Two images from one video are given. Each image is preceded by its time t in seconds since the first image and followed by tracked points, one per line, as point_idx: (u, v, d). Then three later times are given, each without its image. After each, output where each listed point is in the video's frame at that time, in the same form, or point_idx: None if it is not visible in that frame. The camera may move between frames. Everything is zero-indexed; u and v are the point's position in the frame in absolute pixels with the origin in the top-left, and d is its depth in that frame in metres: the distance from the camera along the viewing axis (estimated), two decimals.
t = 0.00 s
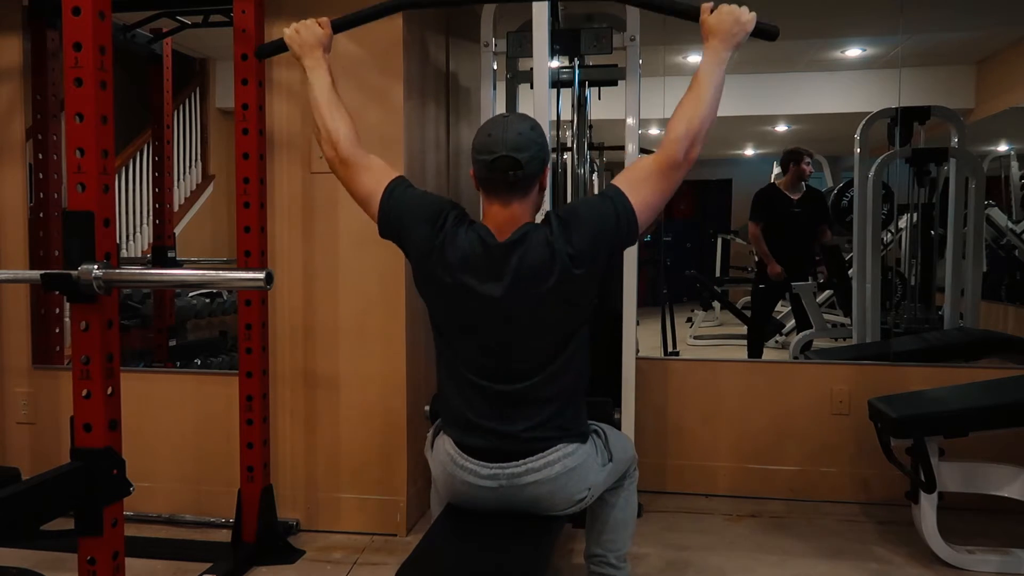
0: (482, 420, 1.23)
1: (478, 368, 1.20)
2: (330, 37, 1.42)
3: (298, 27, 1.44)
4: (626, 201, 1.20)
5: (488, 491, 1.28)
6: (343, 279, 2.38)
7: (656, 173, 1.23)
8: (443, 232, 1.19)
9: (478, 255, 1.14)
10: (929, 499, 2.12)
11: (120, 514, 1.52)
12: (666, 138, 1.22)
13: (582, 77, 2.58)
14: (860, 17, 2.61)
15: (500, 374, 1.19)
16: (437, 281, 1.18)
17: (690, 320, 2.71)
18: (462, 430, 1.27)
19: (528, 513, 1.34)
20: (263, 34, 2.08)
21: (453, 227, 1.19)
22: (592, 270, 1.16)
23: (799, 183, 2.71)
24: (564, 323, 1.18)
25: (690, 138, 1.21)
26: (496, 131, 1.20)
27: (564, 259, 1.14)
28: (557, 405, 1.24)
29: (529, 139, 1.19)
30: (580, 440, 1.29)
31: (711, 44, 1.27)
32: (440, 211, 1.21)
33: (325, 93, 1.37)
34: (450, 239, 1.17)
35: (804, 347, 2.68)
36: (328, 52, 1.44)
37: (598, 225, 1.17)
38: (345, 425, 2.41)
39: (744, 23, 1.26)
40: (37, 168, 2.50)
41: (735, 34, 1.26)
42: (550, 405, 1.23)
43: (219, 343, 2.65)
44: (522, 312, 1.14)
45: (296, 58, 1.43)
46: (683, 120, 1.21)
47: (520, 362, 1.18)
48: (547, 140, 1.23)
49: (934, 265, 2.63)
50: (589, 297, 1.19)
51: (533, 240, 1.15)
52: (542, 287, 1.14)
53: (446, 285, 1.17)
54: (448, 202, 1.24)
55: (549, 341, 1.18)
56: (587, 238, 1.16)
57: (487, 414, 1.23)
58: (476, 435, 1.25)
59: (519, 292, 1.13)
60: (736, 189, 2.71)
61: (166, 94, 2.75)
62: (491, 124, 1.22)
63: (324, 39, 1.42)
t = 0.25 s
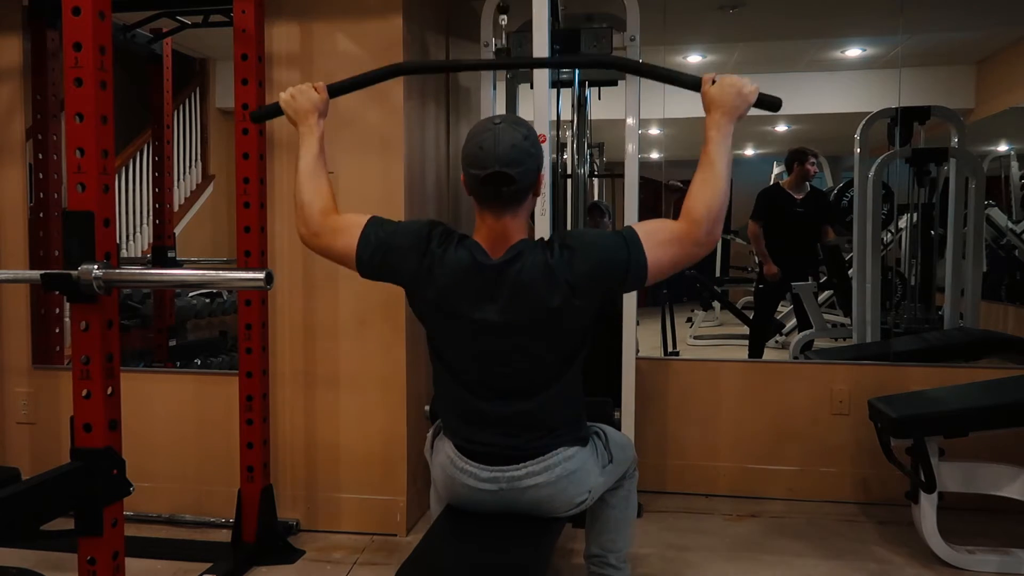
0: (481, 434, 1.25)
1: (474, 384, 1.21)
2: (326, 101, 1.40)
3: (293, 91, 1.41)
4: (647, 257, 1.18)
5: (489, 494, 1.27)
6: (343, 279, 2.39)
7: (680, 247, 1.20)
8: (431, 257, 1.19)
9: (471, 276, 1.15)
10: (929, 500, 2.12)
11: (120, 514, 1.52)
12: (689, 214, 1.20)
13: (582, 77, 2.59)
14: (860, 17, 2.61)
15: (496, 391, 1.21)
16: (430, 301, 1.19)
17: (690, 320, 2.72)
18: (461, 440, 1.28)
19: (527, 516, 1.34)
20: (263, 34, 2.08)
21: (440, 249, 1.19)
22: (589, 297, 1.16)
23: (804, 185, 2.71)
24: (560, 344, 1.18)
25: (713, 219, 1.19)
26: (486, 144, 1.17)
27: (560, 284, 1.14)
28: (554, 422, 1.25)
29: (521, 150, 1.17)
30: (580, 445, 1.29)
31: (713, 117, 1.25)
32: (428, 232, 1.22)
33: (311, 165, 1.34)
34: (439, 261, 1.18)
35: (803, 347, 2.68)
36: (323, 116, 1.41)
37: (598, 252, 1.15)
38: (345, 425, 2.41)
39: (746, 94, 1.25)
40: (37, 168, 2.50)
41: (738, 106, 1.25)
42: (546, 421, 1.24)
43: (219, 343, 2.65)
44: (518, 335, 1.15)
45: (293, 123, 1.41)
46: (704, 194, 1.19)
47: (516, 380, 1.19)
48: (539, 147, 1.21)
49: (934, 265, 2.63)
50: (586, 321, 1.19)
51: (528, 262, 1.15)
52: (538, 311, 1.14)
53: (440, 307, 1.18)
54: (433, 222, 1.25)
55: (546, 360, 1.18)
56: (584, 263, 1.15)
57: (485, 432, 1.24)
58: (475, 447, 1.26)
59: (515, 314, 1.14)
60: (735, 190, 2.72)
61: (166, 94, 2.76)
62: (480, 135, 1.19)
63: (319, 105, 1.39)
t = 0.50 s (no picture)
0: (478, 440, 1.25)
1: (471, 396, 1.23)
2: (329, 180, 1.39)
3: (295, 171, 1.41)
4: (646, 305, 1.16)
5: (489, 494, 1.27)
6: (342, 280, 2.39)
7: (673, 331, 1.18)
8: (423, 280, 1.21)
9: (463, 293, 1.16)
10: (929, 500, 2.12)
11: (120, 514, 1.52)
12: (683, 300, 1.17)
13: (582, 77, 2.59)
14: (860, 17, 2.61)
15: (492, 405, 1.22)
16: (426, 317, 1.20)
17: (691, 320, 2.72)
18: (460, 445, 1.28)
19: (527, 517, 1.34)
20: (263, 34, 2.08)
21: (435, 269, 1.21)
22: (584, 318, 1.15)
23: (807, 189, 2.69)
24: (556, 359, 1.18)
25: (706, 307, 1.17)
26: (473, 165, 1.14)
27: (553, 302, 1.14)
28: (551, 432, 1.25)
29: (510, 169, 1.14)
30: (579, 447, 1.30)
31: (711, 198, 1.20)
32: (412, 258, 1.25)
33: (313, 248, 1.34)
34: (431, 281, 1.20)
35: (803, 347, 2.68)
36: (326, 195, 1.40)
37: (593, 276, 1.15)
38: (345, 426, 2.41)
39: (746, 176, 1.19)
40: (37, 168, 2.50)
41: (737, 189, 1.19)
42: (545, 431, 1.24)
43: (218, 343, 2.64)
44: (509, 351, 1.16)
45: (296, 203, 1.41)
46: (699, 282, 1.16)
47: (512, 394, 1.20)
48: (527, 160, 1.18)
49: (934, 265, 2.63)
50: (581, 341, 1.18)
51: (520, 280, 1.15)
52: (531, 328, 1.14)
53: (436, 327, 1.20)
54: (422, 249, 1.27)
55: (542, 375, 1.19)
56: (578, 282, 1.15)
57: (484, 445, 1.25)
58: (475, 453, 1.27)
59: (508, 330, 1.15)
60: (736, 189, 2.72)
61: (166, 94, 2.76)
62: (467, 153, 1.15)
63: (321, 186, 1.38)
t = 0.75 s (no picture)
0: (478, 441, 1.25)
1: (471, 400, 1.24)
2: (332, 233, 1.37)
3: (294, 225, 1.38)
4: (637, 339, 1.16)
5: (489, 494, 1.27)
6: (342, 280, 2.39)
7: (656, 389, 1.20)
8: (424, 291, 1.20)
9: (462, 301, 1.17)
10: (930, 499, 2.12)
11: (120, 514, 1.52)
12: (670, 355, 1.17)
13: (582, 77, 2.59)
14: (860, 17, 2.61)
15: (493, 411, 1.23)
16: (425, 324, 1.20)
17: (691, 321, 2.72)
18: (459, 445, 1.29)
19: (527, 516, 1.34)
20: (263, 34, 2.08)
21: (434, 275, 1.21)
22: (582, 331, 1.14)
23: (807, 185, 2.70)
24: (557, 366, 1.18)
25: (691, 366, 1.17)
26: (471, 176, 1.13)
27: (553, 310, 1.14)
28: (550, 434, 1.25)
29: (508, 179, 1.13)
30: (580, 447, 1.29)
31: (712, 264, 1.20)
32: (407, 271, 1.23)
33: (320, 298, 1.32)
34: (431, 291, 1.19)
35: (804, 347, 2.68)
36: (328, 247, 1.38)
37: (588, 291, 1.16)
38: (345, 426, 2.41)
39: (747, 244, 1.19)
40: (37, 168, 2.50)
41: (738, 256, 1.19)
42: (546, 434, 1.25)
43: (218, 343, 2.64)
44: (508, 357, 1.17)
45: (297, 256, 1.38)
46: (688, 345, 1.16)
47: (513, 399, 1.21)
48: (525, 166, 1.16)
49: (934, 265, 2.63)
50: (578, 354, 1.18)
51: (520, 289, 1.15)
52: (531, 335, 1.15)
53: (437, 335, 1.20)
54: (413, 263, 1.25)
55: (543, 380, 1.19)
56: (578, 291, 1.16)
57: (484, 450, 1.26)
58: (475, 455, 1.27)
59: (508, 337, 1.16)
60: (736, 189, 2.71)
61: (166, 95, 2.76)
62: (464, 163, 1.14)
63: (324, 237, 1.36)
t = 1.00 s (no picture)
0: (479, 440, 1.26)
1: (473, 401, 1.24)
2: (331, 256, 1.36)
3: (293, 249, 1.37)
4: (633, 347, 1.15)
5: (489, 492, 1.27)
6: (343, 280, 2.39)
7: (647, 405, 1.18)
8: (424, 296, 1.19)
9: (462, 303, 1.17)
10: (930, 500, 2.12)
11: (120, 514, 1.52)
12: (662, 371, 1.16)
13: (582, 76, 2.59)
14: (860, 16, 2.61)
15: (495, 412, 1.23)
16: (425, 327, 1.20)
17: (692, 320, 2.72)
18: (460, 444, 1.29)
19: (528, 515, 1.34)
20: (263, 34, 2.08)
21: (434, 278, 1.21)
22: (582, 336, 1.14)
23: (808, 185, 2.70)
24: (557, 366, 1.18)
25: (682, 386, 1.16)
26: (473, 177, 1.12)
27: (554, 311, 1.14)
28: (550, 433, 1.25)
29: (509, 180, 1.13)
30: (580, 446, 1.29)
31: (711, 285, 1.19)
32: (407, 277, 1.23)
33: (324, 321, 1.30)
34: (431, 294, 1.19)
35: (804, 347, 2.68)
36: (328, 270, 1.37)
37: (588, 292, 1.16)
38: (345, 426, 2.41)
39: (746, 267, 1.18)
40: (37, 168, 2.50)
41: (737, 278, 1.18)
42: (547, 434, 1.25)
43: (219, 343, 2.64)
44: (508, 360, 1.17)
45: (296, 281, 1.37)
46: (682, 363, 1.15)
47: (512, 401, 1.21)
48: (526, 167, 1.16)
49: (934, 265, 2.63)
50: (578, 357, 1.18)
51: (520, 290, 1.15)
52: (531, 336, 1.15)
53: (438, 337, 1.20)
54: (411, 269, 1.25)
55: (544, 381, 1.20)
56: (577, 291, 1.16)
57: (487, 450, 1.26)
58: (476, 454, 1.27)
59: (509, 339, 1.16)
60: (736, 189, 2.71)
61: (166, 95, 2.76)
62: (466, 164, 1.13)
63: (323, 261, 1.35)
